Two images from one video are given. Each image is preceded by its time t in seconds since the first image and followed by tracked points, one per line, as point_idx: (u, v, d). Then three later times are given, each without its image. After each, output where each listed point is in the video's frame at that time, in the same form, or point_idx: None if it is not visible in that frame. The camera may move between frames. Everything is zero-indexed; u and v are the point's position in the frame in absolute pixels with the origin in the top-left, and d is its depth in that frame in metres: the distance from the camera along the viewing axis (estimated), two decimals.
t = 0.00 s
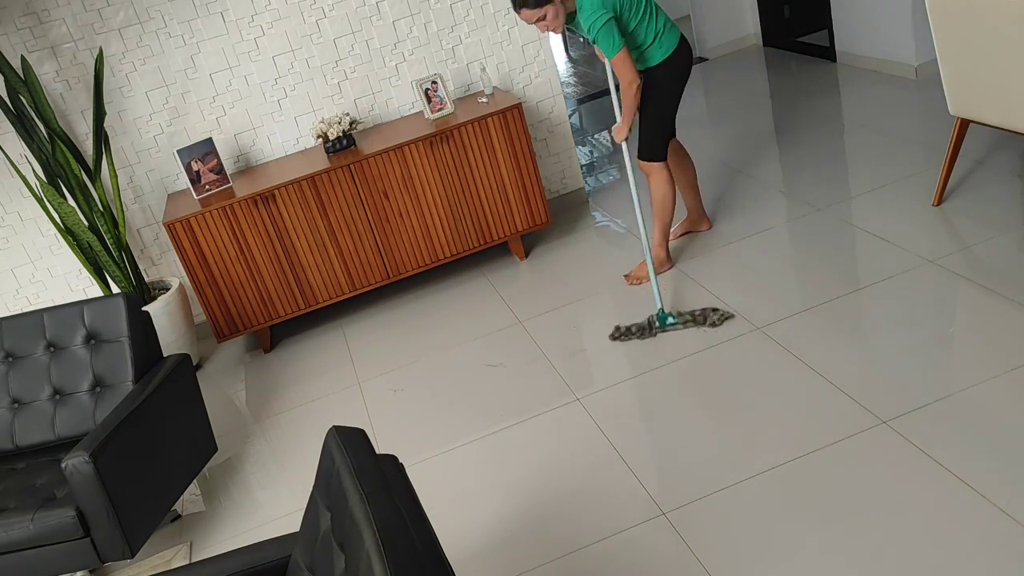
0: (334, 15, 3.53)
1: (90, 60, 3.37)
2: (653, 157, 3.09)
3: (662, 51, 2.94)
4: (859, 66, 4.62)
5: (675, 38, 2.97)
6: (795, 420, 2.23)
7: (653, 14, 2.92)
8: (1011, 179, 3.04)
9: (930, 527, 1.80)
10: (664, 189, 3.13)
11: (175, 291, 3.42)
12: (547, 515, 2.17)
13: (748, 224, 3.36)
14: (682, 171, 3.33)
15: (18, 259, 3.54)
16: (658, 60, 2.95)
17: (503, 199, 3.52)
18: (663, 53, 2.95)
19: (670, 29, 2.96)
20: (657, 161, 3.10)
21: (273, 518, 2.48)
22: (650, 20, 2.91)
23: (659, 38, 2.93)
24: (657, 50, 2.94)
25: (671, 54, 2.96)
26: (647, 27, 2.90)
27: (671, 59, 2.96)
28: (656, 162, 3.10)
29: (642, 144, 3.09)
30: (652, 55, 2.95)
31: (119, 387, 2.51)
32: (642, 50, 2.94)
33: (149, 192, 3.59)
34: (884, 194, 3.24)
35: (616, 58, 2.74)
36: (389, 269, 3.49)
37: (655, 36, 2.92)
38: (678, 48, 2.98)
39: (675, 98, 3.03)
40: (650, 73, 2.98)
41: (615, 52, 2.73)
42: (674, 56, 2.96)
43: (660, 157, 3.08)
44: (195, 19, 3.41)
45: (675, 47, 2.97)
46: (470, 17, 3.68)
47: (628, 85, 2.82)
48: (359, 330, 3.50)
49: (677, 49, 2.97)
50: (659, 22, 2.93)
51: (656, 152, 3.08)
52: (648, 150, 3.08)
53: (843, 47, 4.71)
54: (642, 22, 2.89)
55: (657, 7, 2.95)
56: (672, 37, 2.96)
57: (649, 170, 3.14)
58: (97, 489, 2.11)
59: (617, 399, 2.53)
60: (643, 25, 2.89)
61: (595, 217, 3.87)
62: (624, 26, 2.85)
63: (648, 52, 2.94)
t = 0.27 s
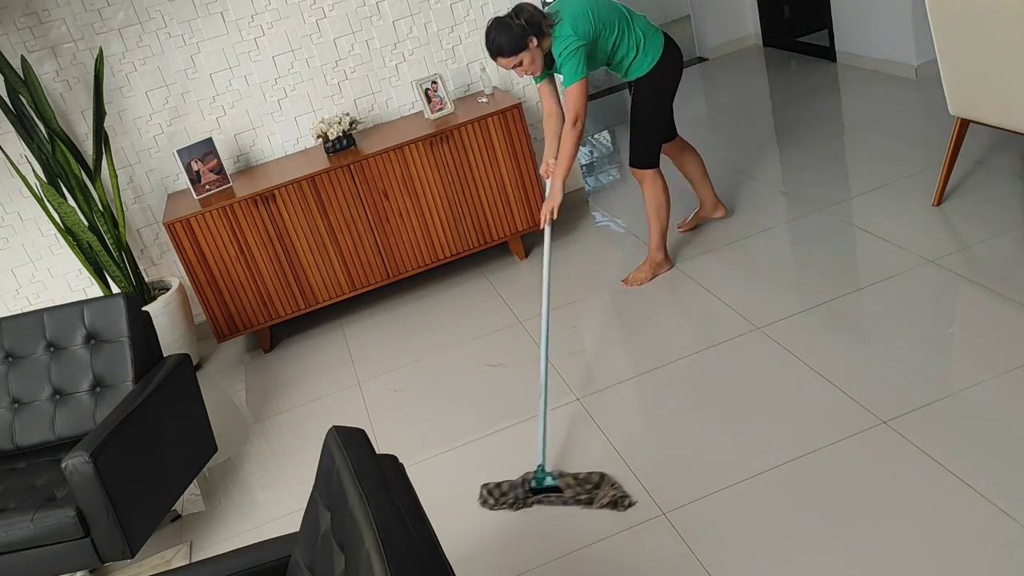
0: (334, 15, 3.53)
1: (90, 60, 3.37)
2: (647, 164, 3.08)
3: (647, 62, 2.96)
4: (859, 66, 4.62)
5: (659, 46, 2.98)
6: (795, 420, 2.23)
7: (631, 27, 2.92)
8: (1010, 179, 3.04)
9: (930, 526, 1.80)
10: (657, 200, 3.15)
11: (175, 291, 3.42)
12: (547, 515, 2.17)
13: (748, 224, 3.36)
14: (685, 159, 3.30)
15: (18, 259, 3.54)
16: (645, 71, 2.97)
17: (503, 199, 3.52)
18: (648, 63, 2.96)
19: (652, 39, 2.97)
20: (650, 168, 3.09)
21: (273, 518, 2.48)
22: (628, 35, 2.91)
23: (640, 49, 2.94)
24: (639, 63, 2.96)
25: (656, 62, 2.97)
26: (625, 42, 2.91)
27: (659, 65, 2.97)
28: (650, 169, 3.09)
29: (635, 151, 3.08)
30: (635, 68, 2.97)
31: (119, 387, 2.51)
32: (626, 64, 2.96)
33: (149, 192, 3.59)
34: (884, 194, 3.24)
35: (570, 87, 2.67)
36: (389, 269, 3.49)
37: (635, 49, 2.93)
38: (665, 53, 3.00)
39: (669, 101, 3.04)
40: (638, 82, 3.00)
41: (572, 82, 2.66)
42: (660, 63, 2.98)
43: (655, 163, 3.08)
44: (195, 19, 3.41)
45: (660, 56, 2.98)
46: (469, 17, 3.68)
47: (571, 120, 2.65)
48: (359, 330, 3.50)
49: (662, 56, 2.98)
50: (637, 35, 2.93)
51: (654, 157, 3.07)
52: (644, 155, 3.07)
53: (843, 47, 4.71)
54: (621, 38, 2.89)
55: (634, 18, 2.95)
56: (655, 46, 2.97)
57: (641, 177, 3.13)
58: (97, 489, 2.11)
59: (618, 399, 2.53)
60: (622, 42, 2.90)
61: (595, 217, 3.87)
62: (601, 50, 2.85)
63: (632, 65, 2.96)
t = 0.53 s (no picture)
0: (334, 15, 3.53)
1: (90, 60, 3.37)
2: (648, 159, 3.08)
3: (652, 54, 2.97)
4: (859, 66, 4.62)
5: (665, 43, 2.98)
6: (795, 420, 2.23)
7: (642, 16, 2.94)
8: (1010, 179, 3.04)
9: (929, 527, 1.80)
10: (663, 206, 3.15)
11: (174, 291, 3.42)
12: (547, 515, 2.17)
13: (748, 224, 3.36)
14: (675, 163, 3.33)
15: (18, 259, 3.54)
16: (648, 63, 2.98)
17: (503, 199, 3.52)
18: (651, 56, 2.97)
19: (660, 31, 2.98)
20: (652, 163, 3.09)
21: (273, 517, 2.48)
22: (638, 24, 2.94)
23: (647, 40, 2.96)
24: (643, 55, 2.97)
25: (660, 55, 2.98)
26: (634, 32, 2.93)
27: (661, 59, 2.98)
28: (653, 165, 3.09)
29: (636, 145, 3.09)
30: (640, 59, 2.98)
31: (120, 387, 2.51)
32: (630, 54, 2.98)
33: (149, 192, 3.59)
34: (884, 194, 3.24)
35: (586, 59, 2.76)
36: (389, 269, 3.49)
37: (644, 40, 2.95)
38: (670, 47, 3.00)
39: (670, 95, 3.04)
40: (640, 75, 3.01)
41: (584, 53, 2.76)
42: (664, 56, 2.98)
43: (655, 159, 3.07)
44: (194, 19, 3.41)
45: (665, 48, 2.99)
46: (469, 17, 3.68)
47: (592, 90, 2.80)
48: (359, 330, 3.50)
49: (668, 49, 2.99)
50: (647, 27, 2.95)
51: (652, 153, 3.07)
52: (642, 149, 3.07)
53: (843, 47, 4.71)
54: (631, 26, 2.92)
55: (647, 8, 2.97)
56: (663, 39, 2.98)
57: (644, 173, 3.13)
58: (97, 489, 2.11)
59: (618, 399, 2.53)
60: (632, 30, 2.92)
61: (595, 217, 3.87)
62: (608, 32, 2.88)
63: (636, 56, 2.97)
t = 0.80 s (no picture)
0: (334, 15, 3.53)
1: (90, 60, 3.37)
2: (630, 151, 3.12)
3: (652, 50, 2.98)
4: (859, 66, 4.62)
5: (667, 41, 2.99)
6: (795, 421, 2.22)
7: (647, 12, 2.95)
8: (1011, 179, 3.04)
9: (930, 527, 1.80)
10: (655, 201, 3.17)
11: (174, 291, 3.42)
12: (547, 516, 2.17)
13: (748, 224, 3.36)
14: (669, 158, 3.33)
15: (18, 259, 3.54)
16: (648, 57, 2.99)
17: (503, 199, 3.52)
18: (651, 52, 2.98)
19: (664, 27, 2.98)
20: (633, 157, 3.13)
21: (273, 517, 2.48)
22: (643, 18, 2.95)
23: (651, 35, 2.96)
24: (644, 50, 2.98)
25: (660, 52, 2.99)
26: (638, 26, 2.94)
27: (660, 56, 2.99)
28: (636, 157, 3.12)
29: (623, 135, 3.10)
30: (641, 52, 3.00)
31: (119, 387, 2.51)
32: (632, 46, 2.99)
33: (149, 192, 3.59)
34: (884, 194, 3.24)
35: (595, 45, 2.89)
36: (389, 269, 3.49)
37: (647, 34, 2.96)
38: (672, 45, 3.02)
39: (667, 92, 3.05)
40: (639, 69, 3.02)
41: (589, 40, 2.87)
42: (665, 54, 3.00)
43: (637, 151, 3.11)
44: (194, 19, 3.41)
45: (665, 45, 3.00)
46: (469, 17, 3.68)
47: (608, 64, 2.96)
48: (359, 330, 3.50)
49: (668, 46, 3.00)
50: (652, 21, 2.96)
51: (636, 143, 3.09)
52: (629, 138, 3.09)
53: (843, 47, 4.71)
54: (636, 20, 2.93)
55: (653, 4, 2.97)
56: (665, 35, 2.99)
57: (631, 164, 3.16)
58: (97, 489, 2.11)
59: (618, 399, 2.53)
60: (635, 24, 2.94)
61: (595, 217, 3.87)
62: (613, 24, 2.91)
63: (637, 49, 2.99)
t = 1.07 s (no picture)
0: (334, 15, 3.53)
1: (90, 60, 3.37)
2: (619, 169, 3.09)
3: (626, 65, 2.96)
4: (860, 66, 4.62)
5: (641, 50, 2.96)
6: (795, 420, 2.23)
7: (616, 25, 2.91)
8: (1011, 179, 3.04)
9: (930, 527, 1.80)
10: (638, 215, 3.15)
11: (174, 291, 3.42)
12: (547, 516, 2.17)
13: (748, 224, 3.36)
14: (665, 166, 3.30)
15: (18, 259, 3.54)
16: (623, 75, 2.97)
17: (503, 199, 3.52)
18: (625, 67, 2.96)
19: (635, 40, 2.95)
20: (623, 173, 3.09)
21: (274, 517, 2.48)
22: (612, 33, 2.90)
23: (621, 51, 2.93)
24: (617, 66, 2.96)
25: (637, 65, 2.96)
26: (607, 43, 2.90)
27: (638, 68, 2.96)
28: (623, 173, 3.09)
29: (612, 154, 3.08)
30: (615, 70, 2.97)
31: (119, 387, 2.51)
32: (602, 63, 2.96)
33: (149, 192, 3.59)
34: (884, 194, 3.24)
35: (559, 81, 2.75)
36: (389, 269, 3.49)
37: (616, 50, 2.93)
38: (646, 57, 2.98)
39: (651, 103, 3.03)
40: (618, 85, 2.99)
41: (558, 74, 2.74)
42: (640, 66, 2.96)
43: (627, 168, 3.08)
44: (195, 19, 3.41)
45: (640, 58, 2.97)
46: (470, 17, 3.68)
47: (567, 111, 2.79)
48: (359, 330, 3.50)
49: (643, 59, 2.97)
50: (619, 35, 2.92)
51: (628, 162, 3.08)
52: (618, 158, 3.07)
53: (843, 47, 4.71)
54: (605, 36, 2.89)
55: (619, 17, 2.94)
56: (637, 47, 2.96)
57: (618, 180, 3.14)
58: (97, 489, 2.11)
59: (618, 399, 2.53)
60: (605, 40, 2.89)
61: (595, 217, 3.87)
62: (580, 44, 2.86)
63: (611, 67, 2.96)
